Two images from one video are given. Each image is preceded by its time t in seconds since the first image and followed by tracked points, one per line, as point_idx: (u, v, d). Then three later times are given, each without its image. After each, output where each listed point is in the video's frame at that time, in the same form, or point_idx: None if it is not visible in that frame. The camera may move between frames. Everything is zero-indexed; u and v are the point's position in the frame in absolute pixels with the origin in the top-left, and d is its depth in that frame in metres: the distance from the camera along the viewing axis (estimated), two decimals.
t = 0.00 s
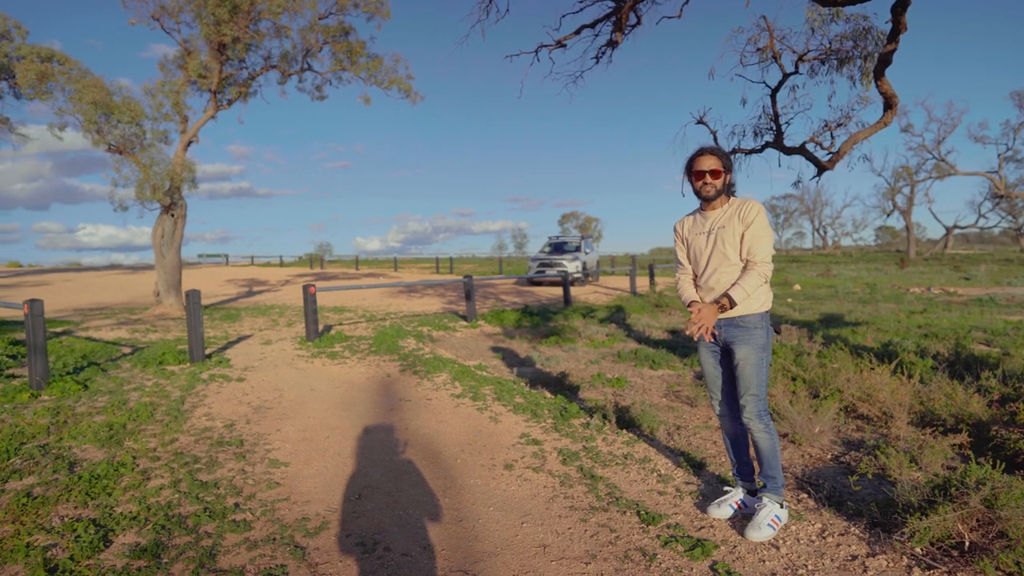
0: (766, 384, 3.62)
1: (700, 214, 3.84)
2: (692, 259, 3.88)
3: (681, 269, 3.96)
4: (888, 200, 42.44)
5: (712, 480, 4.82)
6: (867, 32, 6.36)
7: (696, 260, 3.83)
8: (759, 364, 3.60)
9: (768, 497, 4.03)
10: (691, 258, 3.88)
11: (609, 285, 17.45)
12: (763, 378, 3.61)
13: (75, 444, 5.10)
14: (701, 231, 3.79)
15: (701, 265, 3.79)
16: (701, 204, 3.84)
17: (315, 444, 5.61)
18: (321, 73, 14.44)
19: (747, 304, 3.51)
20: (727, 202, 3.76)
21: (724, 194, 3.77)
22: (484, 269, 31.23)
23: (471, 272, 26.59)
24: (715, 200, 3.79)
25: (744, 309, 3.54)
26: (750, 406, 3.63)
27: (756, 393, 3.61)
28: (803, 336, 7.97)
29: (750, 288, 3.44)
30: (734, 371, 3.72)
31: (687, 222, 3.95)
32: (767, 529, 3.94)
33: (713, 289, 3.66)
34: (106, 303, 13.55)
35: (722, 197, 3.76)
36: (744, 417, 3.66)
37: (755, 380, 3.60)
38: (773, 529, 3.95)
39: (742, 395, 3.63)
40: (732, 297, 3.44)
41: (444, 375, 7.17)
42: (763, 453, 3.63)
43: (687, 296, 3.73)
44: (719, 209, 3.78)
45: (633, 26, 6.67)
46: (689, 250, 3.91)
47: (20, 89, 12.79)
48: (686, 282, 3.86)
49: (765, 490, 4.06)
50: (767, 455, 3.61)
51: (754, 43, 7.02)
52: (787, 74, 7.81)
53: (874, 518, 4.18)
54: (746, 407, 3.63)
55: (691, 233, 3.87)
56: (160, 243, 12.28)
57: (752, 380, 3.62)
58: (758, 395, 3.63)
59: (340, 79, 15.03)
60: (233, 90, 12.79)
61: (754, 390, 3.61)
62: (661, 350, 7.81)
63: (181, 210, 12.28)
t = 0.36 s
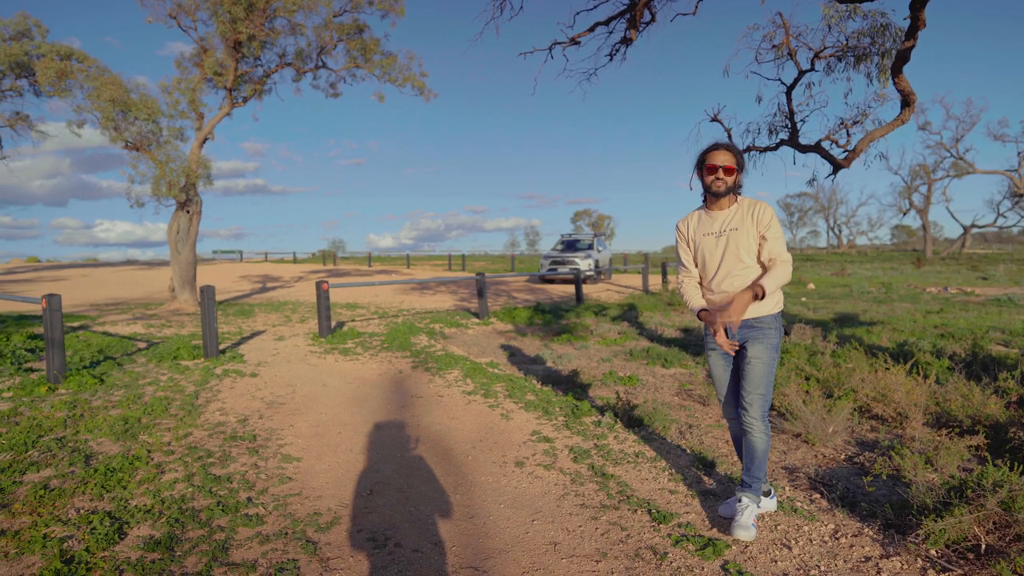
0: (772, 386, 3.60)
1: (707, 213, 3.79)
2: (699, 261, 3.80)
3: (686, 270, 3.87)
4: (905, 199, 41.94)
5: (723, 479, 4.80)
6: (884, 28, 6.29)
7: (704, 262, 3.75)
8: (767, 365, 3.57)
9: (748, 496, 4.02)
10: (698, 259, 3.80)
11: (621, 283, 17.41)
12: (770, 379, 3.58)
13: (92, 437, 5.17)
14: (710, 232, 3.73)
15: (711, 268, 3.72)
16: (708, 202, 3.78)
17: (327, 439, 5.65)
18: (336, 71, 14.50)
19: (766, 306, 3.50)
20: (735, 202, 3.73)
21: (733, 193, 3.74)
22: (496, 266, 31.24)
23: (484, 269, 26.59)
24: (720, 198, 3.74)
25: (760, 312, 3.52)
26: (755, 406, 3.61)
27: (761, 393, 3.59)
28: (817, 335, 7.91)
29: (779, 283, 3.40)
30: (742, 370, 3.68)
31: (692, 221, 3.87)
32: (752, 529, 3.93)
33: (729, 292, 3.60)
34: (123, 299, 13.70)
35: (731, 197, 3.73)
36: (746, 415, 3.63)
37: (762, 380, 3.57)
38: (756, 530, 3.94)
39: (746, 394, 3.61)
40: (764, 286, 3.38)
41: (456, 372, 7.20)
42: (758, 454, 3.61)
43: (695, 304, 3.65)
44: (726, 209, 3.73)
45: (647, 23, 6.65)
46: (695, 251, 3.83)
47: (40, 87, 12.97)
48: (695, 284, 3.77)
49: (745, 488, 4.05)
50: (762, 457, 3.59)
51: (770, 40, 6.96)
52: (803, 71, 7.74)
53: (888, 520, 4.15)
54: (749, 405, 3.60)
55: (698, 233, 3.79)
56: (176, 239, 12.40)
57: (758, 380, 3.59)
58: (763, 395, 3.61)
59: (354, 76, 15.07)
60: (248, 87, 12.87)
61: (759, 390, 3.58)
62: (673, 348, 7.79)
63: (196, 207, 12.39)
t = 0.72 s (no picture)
0: (751, 398, 3.58)
1: (700, 212, 3.74)
2: (683, 257, 3.71)
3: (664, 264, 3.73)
4: (904, 198, 41.93)
5: (716, 479, 4.80)
6: (881, 28, 6.29)
7: (689, 259, 3.67)
8: (745, 377, 3.54)
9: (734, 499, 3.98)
10: (684, 255, 3.71)
11: (619, 281, 17.41)
12: (748, 392, 3.56)
13: (85, 434, 5.18)
14: (703, 229, 3.67)
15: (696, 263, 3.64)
16: (706, 202, 3.74)
17: (321, 437, 5.66)
18: (334, 68, 14.48)
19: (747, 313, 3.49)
20: (732, 207, 3.72)
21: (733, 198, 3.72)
22: (494, 264, 31.28)
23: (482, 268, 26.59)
24: (721, 200, 3.72)
25: (738, 320, 3.49)
26: (737, 419, 3.57)
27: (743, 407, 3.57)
28: (812, 334, 7.92)
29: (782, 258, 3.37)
30: (719, 384, 3.62)
31: (683, 216, 3.80)
32: (739, 532, 3.92)
33: (714, 291, 3.53)
34: (120, 296, 13.71)
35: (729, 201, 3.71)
36: (729, 430, 3.59)
37: (743, 393, 3.53)
38: (744, 533, 3.93)
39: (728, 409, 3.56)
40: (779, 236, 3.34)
41: (451, 370, 7.20)
42: (740, 466, 3.61)
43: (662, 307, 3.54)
44: (721, 212, 3.72)
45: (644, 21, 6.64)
46: (682, 246, 3.73)
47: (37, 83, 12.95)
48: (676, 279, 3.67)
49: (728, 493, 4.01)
50: (742, 469, 3.58)
51: (767, 39, 6.95)
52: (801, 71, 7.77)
53: (879, 519, 4.15)
54: (733, 419, 3.56)
55: (688, 229, 3.72)
56: (172, 236, 12.40)
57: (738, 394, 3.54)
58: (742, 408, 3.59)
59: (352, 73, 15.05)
60: (245, 84, 12.86)
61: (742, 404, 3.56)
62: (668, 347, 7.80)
63: (193, 204, 12.40)
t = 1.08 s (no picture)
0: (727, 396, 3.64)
1: (670, 208, 3.73)
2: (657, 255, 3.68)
3: (637, 263, 3.72)
4: (895, 197, 42.11)
5: (700, 477, 4.82)
6: (867, 28, 6.31)
7: (661, 256, 3.65)
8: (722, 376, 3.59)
9: (715, 498, 3.97)
10: (656, 253, 3.68)
11: (609, 279, 17.44)
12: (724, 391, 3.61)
13: (67, 434, 5.15)
14: (674, 225, 3.65)
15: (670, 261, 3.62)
16: (674, 196, 3.76)
17: (306, 436, 5.66)
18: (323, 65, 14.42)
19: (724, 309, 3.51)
20: (701, 200, 3.71)
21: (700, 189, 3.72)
22: (485, 262, 31.27)
23: (473, 266, 26.57)
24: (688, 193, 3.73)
25: (716, 316, 3.52)
26: (716, 417, 3.62)
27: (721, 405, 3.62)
28: (799, 333, 7.96)
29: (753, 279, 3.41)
30: (696, 384, 3.65)
31: (653, 214, 3.78)
32: (721, 530, 3.92)
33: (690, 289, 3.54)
34: (107, 294, 13.63)
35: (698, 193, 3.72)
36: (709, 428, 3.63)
37: (720, 392, 3.57)
38: (726, 530, 3.93)
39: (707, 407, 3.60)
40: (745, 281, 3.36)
41: (438, 368, 7.21)
42: (722, 463, 3.65)
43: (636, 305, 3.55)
44: (690, 206, 3.71)
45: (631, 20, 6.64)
46: (654, 244, 3.70)
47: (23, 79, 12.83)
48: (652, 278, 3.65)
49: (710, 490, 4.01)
50: (722, 464, 3.64)
51: (754, 39, 6.97)
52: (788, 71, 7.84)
53: (859, 517, 4.17)
54: (713, 418, 3.61)
55: (659, 226, 3.70)
56: (159, 234, 12.34)
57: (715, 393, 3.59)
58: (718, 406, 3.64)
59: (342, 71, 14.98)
60: (234, 81, 12.80)
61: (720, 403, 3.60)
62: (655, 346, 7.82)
63: (180, 201, 12.35)
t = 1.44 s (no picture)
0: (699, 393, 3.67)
1: (634, 205, 3.68)
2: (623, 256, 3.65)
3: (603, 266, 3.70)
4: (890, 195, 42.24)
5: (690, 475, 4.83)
6: (859, 28, 6.31)
7: (625, 256, 3.64)
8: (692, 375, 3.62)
9: (703, 494, 3.98)
10: (622, 254, 3.65)
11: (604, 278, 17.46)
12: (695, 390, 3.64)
13: (57, 433, 5.14)
14: (639, 224, 3.61)
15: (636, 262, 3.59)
16: (637, 192, 3.70)
17: (298, 434, 5.66)
18: (317, 63, 14.38)
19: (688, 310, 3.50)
20: (665, 194, 3.66)
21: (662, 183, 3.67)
22: (479, 260, 31.27)
23: (467, 264, 26.59)
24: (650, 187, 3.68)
25: (681, 317, 3.51)
26: (690, 415, 3.66)
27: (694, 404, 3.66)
28: (791, 331, 7.99)
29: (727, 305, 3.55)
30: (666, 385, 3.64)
31: (617, 211, 3.73)
32: (709, 527, 3.93)
33: (657, 290, 3.52)
34: (99, 292, 13.58)
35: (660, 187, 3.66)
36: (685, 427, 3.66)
37: (691, 392, 3.59)
38: (715, 527, 3.95)
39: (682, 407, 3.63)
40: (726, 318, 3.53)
41: (431, 367, 7.21)
42: (701, 457, 3.72)
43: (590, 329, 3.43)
44: (654, 201, 3.67)
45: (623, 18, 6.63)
46: (620, 244, 3.66)
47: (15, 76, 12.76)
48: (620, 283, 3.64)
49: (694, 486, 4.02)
50: (702, 460, 3.71)
51: (747, 38, 6.97)
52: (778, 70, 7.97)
53: (848, 515, 4.19)
54: (688, 417, 3.64)
55: (624, 225, 3.65)
56: (152, 232, 12.30)
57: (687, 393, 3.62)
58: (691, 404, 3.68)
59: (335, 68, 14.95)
60: (227, 78, 12.76)
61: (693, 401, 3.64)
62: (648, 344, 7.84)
63: (173, 199, 12.31)
